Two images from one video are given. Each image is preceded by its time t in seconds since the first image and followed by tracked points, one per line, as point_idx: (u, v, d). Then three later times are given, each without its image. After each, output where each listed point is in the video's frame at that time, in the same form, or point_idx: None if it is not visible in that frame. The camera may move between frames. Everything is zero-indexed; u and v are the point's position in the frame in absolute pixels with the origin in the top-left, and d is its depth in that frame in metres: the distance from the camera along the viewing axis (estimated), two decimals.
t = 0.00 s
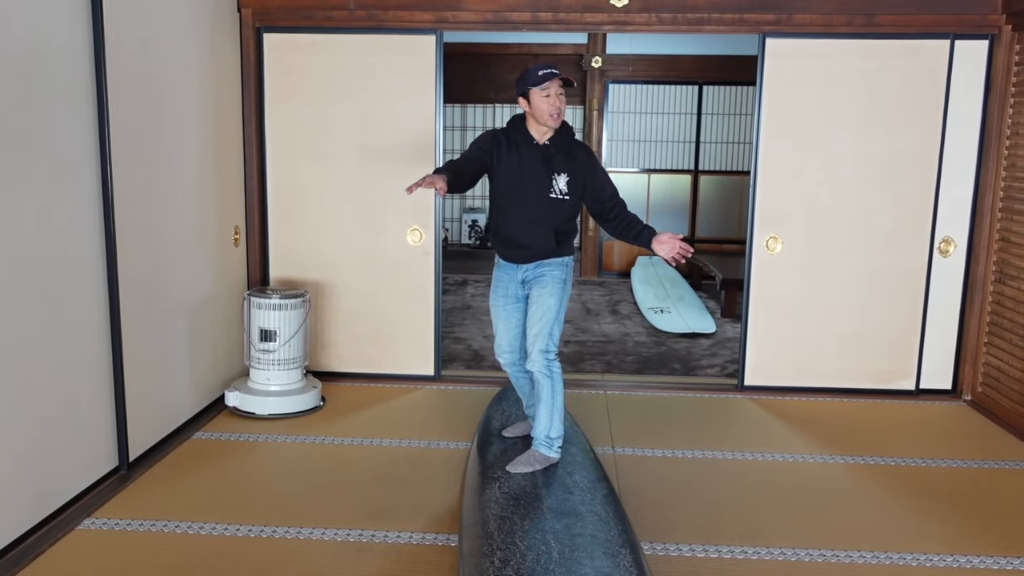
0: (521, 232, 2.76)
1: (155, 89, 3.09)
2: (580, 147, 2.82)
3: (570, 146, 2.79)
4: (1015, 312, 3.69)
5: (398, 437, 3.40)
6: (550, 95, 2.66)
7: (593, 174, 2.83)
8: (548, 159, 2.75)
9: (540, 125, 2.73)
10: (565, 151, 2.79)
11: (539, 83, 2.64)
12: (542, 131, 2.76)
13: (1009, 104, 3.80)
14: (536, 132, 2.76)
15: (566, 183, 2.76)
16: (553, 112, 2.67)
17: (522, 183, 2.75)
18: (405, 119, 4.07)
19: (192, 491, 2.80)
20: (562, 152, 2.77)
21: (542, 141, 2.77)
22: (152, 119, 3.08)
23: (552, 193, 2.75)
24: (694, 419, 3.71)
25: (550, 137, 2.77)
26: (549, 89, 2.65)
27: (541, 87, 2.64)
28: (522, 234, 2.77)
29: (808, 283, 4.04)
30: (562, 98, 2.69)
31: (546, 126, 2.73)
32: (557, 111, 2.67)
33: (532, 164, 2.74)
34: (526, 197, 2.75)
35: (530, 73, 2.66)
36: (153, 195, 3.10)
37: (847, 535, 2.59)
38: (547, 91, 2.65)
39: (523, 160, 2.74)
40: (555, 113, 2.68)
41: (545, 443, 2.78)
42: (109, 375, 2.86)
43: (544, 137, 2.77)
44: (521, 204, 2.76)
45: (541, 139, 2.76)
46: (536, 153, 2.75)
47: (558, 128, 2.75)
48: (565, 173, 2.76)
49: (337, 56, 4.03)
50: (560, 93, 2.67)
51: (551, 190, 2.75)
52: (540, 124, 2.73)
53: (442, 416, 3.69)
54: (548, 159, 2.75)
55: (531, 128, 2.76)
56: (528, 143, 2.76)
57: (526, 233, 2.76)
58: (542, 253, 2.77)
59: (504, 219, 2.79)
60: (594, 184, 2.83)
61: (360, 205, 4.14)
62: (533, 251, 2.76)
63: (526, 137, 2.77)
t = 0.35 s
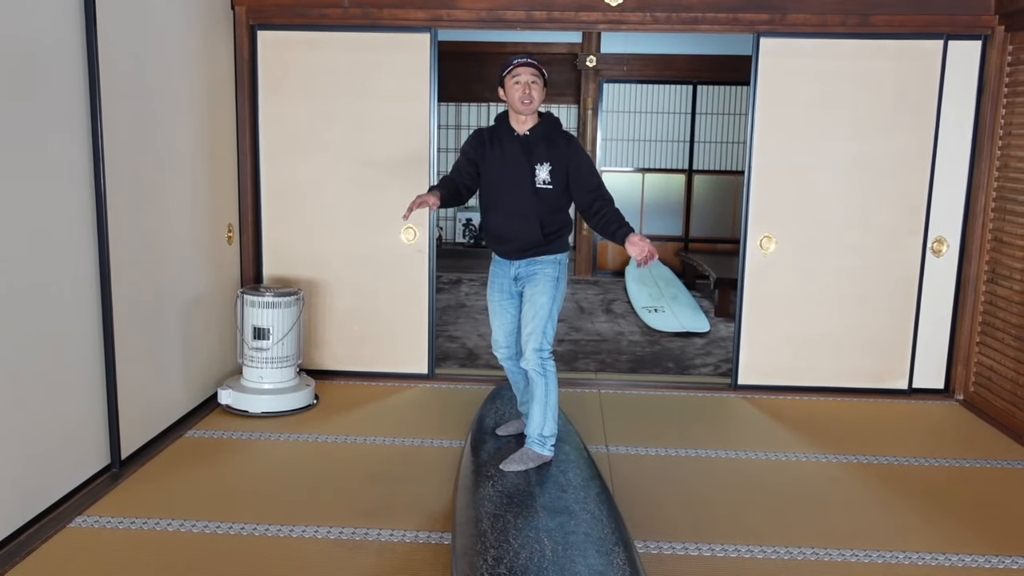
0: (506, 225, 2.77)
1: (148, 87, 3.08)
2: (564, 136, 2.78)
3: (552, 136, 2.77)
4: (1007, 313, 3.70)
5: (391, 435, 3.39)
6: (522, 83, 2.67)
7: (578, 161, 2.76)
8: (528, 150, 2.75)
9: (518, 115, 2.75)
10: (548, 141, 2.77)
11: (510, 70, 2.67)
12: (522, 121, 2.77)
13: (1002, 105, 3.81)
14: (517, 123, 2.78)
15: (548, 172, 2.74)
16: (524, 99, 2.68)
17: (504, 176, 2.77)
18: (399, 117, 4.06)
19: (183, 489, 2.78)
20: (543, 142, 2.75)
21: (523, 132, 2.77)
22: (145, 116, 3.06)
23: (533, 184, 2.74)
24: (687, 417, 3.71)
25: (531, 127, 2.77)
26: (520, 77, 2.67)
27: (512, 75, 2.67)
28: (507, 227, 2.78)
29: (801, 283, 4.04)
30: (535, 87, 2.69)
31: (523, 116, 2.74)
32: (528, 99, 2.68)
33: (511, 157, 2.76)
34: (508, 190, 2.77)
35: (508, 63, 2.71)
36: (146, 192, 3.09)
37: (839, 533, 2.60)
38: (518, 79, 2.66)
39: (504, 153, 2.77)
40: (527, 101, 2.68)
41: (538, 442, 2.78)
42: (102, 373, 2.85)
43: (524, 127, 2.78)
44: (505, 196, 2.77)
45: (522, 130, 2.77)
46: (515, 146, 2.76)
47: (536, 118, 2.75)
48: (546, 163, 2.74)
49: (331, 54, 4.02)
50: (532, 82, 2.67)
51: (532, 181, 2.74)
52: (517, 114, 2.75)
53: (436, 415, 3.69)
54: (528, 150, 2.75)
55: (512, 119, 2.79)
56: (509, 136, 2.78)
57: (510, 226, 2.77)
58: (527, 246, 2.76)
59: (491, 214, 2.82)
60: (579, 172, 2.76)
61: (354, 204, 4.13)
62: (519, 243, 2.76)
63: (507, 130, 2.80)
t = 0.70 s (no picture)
0: (503, 218, 2.79)
1: (144, 83, 3.07)
2: (560, 128, 2.77)
3: (548, 128, 2.75)
4: (1002, 310, 3.71)
5: (388, 432, 3.39)
6: (518, 75, 2.67)
7: (573, 153, 2.74)
8: (523, 141, 2.75)
9: (514, 107, 2.75)
10: (544, 133, 2.76)
11: (508, 62, 2.67)
12: (518, 115, 2.76)
13: (998, 102, 3.82)
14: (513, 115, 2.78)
15: (542, 164, 2.73)
16: (519, 92, 2.68)
17: (500, 169, 2.79)
18: (396, 113, 4.05)
19: (179, 485, 2.78)
20: (538, 133, 2.75)
21: (520, 124, 2.78)
22: (141, 110, 3.06)
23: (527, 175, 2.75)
24: (684, 414, 3.72)
25: (529, 118, 2.76)
26: (517, 68, 2.67)
27: (509, 66, 2.67)
28: (503, 219, 2.79)
29: (798, 279, 4.05)
30: (532, 81, 2.68)
31: (518, 108, 2.74)
32: (524, 92, 2.68)
33: (507, 149, 2.77)
34: (504, 183, 2.78)
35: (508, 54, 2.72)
36: (142, 187, 3.08)
37: (835, 530, 2.60)
38: (516, 70, 2.66)
39: (500, 146, 2.79)
40: (523, 94, 2.68)
41: (535, 438, 2.78)
42: (98, 369, 2.85)
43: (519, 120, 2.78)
44: (502, 189, 2.79)
45: (518, 121, 2.77)
46: (510, 138, 2.77)
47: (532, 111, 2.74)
48: (540, 154, 2.73)
49: (328, 50, 4.01)
50: (530, 75, 2.67)
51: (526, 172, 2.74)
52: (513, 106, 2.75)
53: (433, 411, 3.68)
54: (523, 142, 2.75)
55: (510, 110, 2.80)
56: (506, 128, 2.80)
57: (507, 218, 2.78)
58: (522, 238, 2.76)
59: (490, 208, 2.84)
60: (573, 163, 2.73)
61: (351, 200, 4.13)
62: (515, 235, 2.77)
63: (505, 123, 2.81)
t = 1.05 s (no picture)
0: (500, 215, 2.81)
1: (143, 81, 3.07)
2: (555, 124, 2.74)
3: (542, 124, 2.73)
4: (1002, 306, 3.71)
5: (389, 429, 3.39)
6: (519, 75, 2.69)
7: (563, 148, 2.70)
8: (518, 139, 2.76)
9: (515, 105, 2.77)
10: (537, 129, 2.75)
11: (509, 61, 2.68)
12: (519, 112, 2.79)
13: (997, 98, 3.82)
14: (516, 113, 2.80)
15: (532, 160, 2.72)
16: (520, 91, 2.71)
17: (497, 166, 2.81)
18: (396, 110, 4.05)
19: (179, 483, 2.79)
20: (531, 129, 2.74)
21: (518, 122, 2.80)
22: (140, 106, 3.05)
23: (519, 172, 2.75)
24: (685, 411, 3.72)
25: (527, 115, 2.77)
26: (518, 68, 2.68)
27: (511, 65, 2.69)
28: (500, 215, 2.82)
29: (798, 276, 4.05)
30: (533, 80, 2.70)
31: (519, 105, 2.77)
32: (524, 92, 2.70)
33: (503, 146, 2.79)
34: (501, 180, 2.81)
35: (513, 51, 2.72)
36: (141, 183, 3.08)
37: (834, 526, 2.61)
38: (517, 70, 2.67)
39: (497, 143, 2.81)
40: (523, 94, 2.71)
41: (534, 435, 2.79)
42: (98, 367, 2.85)
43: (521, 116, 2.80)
44: (500, 186, 2.81)
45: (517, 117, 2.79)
46: (507, 135, 2.79)
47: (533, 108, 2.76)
48: (531, 150, 2.72)
49: (327, 47, 4.01)
50: (530, 75, 2.68)
51: (518, 169, 2.75)
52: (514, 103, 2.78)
53: (433, 408, 3.69)
54: (518, 139, 2.76)
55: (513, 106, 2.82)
56: (506, 125, 2.82)
57: (503, 215, 2.80)
58: (517, 234, 2.76)
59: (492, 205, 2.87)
60: (561, 158, 2.69)
61: (351, 198, 4.13)
62: (512, 232, 2.77)
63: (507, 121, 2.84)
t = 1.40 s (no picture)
0: (506, 212, 2.79)
1: (146, 82, 3.08)
2: (575, 132, 2.73)
3: (560, 130, 2.72)
4: (1006, 302, 3.71)
5: (393, 427, 3.40)
6: (549, 81, 2.66)
7: (582, 159, 2.70)
8: (534, 140, 2.73)
9: (538, 109, 2.74)
10: (555, 134, 2.73)
11: (542, 65, 2.65)
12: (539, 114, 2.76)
13: (1001, 95, 3.81)
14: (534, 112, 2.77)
15: (549, 166, 2.71)
16: (547, 98, 2.68)
17: (508, 163, 2.78)
18: (398, 108, 4.05)
19: (184, 482, 2.79)
20: (551, 134, 2.72)
21: (535, 122, 2.76)
22: (142, 104, 3.06)
23: (533, 175, 2.73)
24: (688, 408, 3.72)
25: (548, 119, 2.75)
26: (550, 74, 2.65)
27: (542, 70, 2.66)
28: (508, 212, 2.79)
29: (801, 273, 4.05)
30: (563, 89, 2.68)
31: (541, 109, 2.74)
32: (551, 98, 2.68)
33: (517, 144, 2.76)
34: (511, 178, 2.77)
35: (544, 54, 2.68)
36: (144, 183, 3.09)
37: (838, 524, 2.61)
38: (548, 75, 2.65)
39: (511, 141, 2.78)
40: (550, 100, 2.68)
41: (538, 433, 2.79)
42: (102, 366, 2.86)
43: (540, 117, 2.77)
44: (508, 184, 2.78)
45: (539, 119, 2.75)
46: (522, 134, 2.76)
47: (555, 115, 2.74)
48: (548, 156, 2.71)
49: (329, 45, 4.01)
50: (559, 82, 2.66)
51: (532, 172, 2.73)
52: (537, 106, 2.74)
53: (436, 407, 3.69)
54: (535, 141, 2.73)
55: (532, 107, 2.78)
56: (524, 123, 2.78)
57: (510, 213, 2.78)
58: (523, 235, 2.76)
59: (496, 199, 2.83)
60: (580, 169, 2.70)
61: (354, 197, 4.13)
62: (518, 232, 2.76)
63: (522, 117, 2.80)
